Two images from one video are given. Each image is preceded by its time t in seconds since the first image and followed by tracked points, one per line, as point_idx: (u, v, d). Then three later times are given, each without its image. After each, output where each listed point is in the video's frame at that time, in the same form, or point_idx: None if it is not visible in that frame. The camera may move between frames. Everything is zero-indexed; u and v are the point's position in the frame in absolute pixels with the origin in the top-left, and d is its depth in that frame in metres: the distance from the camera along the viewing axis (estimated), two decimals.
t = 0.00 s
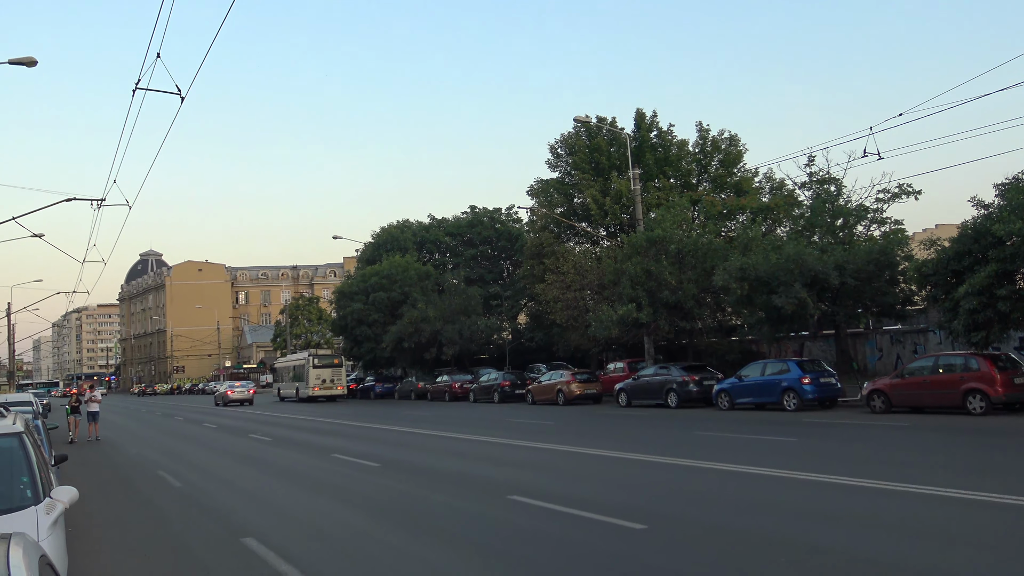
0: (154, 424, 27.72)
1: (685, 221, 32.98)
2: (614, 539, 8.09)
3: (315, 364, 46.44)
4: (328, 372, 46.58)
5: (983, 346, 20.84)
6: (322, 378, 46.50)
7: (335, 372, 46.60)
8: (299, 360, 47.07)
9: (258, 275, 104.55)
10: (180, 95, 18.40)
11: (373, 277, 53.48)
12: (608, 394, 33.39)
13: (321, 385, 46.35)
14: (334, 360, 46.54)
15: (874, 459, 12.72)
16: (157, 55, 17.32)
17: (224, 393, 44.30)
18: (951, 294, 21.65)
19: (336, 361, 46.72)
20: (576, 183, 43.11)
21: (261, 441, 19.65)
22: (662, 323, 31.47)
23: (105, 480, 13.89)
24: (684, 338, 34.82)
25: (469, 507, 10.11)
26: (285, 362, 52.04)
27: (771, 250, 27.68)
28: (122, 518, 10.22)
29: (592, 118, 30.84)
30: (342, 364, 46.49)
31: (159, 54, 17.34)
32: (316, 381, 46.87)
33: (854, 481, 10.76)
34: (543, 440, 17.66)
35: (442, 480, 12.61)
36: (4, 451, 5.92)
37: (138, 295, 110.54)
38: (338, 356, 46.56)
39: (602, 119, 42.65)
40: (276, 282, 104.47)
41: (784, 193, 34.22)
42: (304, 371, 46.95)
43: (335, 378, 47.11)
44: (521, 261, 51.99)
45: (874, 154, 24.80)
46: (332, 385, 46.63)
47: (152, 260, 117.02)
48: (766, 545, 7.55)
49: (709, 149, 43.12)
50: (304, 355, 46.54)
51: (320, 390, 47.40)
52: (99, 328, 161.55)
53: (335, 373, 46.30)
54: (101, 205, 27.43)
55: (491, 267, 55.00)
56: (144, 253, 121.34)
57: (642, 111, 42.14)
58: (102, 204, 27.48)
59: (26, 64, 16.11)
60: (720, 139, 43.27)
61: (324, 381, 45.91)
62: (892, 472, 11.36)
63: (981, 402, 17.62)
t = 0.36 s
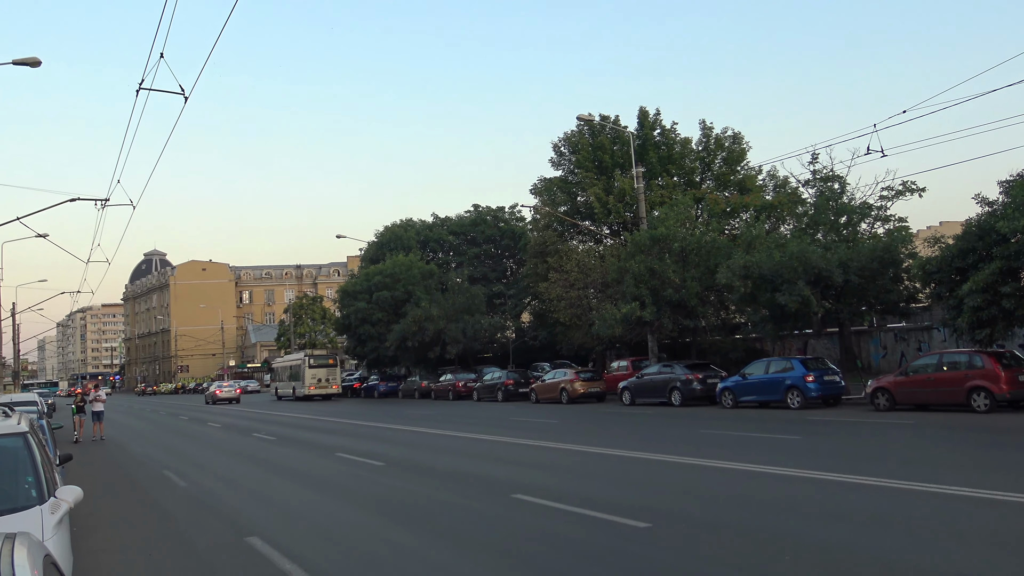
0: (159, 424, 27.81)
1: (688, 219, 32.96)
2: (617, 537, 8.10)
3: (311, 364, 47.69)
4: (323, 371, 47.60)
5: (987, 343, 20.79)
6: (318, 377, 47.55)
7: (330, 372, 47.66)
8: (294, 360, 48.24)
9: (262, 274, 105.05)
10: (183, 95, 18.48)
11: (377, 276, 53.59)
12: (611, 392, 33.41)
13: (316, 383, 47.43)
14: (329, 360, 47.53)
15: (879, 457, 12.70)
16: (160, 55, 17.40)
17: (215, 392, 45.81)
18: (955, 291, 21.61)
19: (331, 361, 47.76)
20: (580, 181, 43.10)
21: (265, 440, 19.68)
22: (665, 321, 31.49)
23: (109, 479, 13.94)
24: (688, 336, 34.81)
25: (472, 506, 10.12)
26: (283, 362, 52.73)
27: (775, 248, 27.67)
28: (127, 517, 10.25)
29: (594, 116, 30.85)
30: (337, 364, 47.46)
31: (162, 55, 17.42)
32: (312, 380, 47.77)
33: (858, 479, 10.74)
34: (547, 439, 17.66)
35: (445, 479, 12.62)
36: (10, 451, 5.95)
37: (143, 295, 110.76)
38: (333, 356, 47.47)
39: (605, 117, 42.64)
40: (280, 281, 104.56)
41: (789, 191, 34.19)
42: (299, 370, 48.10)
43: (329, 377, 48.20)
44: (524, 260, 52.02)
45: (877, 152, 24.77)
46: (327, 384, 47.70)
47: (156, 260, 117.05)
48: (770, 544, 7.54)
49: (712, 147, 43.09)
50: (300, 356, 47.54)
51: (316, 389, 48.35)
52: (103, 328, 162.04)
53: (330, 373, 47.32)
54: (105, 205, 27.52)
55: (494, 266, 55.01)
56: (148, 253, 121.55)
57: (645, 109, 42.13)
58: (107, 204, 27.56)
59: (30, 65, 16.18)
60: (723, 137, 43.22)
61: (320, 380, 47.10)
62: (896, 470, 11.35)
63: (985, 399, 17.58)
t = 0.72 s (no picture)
0: (156, 425, 27.77)
1: (685, 219, 33.00)
2: (616, 537, 8.08)
3: (300, 365, 48.26)
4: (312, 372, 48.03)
5: (984, 342, 20.83)
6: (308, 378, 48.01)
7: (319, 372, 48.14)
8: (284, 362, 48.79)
9: (259, 275, 105.21)
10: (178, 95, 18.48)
11: (374, 276, 53.63)
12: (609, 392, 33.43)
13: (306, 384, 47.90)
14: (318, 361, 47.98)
15: (877, 456, 12.68)
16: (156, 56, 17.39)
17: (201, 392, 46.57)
18: (951, 290, 21.65)
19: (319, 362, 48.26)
20: (577, 181, 43.14)
21: (262, 441, 19.65)
22: (662, 321, 31.53)
23: (107, 481, 13.91)
24: (685, 335, 34.80)
25: (471, 506, 10.11)
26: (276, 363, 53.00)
27: (771, 247, 27.73)
28: (125, 519, 10.23)
29: (590, 116, 30.90)
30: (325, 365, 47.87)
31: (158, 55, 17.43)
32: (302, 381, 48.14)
33: (857, 478, 10.74)
34: (545, 439, 17.63)
35: (443, 479, 12.60)
36: (6, 453, 5.94)
37: (139, 296, 110.57)
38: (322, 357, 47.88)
39: (602, 117, 42.68)
40: (277, 282, 104.51)
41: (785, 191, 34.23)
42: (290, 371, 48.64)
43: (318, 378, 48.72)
44: (521, 260, 52.04)
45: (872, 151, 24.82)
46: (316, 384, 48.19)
47: (152, 261, 116.74)
48: (772, 543, 7.53)
49: (709, 146, 43.15)
50: (290, 357, 47.95)
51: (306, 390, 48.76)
52: (100, 330, 161.92)
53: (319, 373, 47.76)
54: (102, 205, 27.49)
55: (491, 266, 55.03)
56: (145, 254, 121.40)
57: (641, 109, 42.18)
58: (103, 204, 27.52)
59: (25, 66, 16.14)
60: (719, 137, 43.28)
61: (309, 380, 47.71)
62: (895, 469, 11.33)
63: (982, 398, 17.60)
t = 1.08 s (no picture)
0: (153, 426, 27.71)
1: (683, 221, 33.03)
2: (614, 539, 8.08)
3: (297, 367, 48.30)
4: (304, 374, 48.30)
5: (981, 344, 20.84)
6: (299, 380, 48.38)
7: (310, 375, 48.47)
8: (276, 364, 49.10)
9: (256, 277, 104.70)
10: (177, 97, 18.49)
11: (373, 278, 53.66)
12: (607, 394, 33.45)
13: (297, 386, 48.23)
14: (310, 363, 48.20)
15: (874, 458, 12.69)
16: (155, 58, 17.39)
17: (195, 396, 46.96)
18: (949, 292, 21.67)
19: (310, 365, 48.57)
20: (575, 182, 43.19)
21: (260, 443, 19.63)
22: (660, 322, 31.58)
23: (104, 482, 13.90)
24: (683, 337, 34.84)
25: (469, 508, 10.11)
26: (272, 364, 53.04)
27: (769, 250, 27.75)
28: (123, 521, 10.21)
29: (588, 118, 30.93)
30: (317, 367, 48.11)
31: (155, 56, 17.43)
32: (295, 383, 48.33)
33: (853, 480, 10.73)
34: (543, 440, 17.62)
35: (440, 481, 12.56)
36: (4, 454, 5.94)
37: (138, 297, 110.50)
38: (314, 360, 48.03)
39: (600, 118, 42.74)
40: (275, 283, 104.45)
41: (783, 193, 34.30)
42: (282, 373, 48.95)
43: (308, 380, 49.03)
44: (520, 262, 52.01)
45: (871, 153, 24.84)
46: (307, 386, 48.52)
47: (151, 262, 116.69)
48: (768, 545, 7.56)
49: (707, 148, 43.21)
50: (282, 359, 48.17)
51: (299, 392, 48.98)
52: (98, 331, 161.94)
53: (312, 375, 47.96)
54: (100, 206, 27.46)
55: (490, 268, 55.01)
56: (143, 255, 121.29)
57: (640, 111, 42.22)
58: (101, 206, 27.53)
59: (23, 67, 16.13)
60: (718, 139, 43.36)
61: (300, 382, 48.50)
62: (892, 471, 11.33)
63: (979, 400, 17.60)
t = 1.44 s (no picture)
0: (154, 429, 27.70)
1: (684, 221, 33.03)
2: (615, 540, 8.08)
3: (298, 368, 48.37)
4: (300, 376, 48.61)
5: (983, 344, 20.82)
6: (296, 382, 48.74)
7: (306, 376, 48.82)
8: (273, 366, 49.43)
9: (259, 279, 104.93)
10: (178, 99, 18.50)
11: (374, 279, 53.65)
12: (608, 395, 33.47)
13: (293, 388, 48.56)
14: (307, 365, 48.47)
15: (876, 458, 12.67)
16: (155, 60, 17.42)
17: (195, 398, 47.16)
18: (950, 292, 21.65)
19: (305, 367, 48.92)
20: (576, 183, 43.21)
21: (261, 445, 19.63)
22: (662, 323, 31.56)
23: (105, 485, 13.89)
24: (684, 338, 34.81)
25: (470, 509, 10.11)
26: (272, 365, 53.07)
27: (770, 250, 27.74)
28: (123, 523, 10.21)
29: (589, 119, 30.94)
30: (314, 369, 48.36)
31: (156, 59, 17.44)
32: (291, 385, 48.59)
33: (855, 481, 10.72)
34: (544, 442, 17.61)
35: (441, 483, 12.56)
36: (5, 457, 5.95)
37: (139, 299, 110.61)
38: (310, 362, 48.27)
39: (601, 119, 42.73)
40: (276, 285, 104.44)
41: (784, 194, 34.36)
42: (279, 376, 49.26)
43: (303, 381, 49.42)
44: (521, 263, 52.01)
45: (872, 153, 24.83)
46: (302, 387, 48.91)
47: (153, 264, 116.83)
48: (770, 544, 7.57)
49: (708, 149, 43.20)
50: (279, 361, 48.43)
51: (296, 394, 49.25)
52: (100, 333, 162.14)
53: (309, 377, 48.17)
54: (102, 208, 27.49)
55: (491, 269, 55.00)
56: (145, 257, 121.37)
57: (641, 112, 42.25)
58: (103, 207, 27.56)
59: (25, 70, 16.16)
60: (719, 140, 43.40)
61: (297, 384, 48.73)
62: (893, 472, 11.32)
63: (981, 400, 17.60)
